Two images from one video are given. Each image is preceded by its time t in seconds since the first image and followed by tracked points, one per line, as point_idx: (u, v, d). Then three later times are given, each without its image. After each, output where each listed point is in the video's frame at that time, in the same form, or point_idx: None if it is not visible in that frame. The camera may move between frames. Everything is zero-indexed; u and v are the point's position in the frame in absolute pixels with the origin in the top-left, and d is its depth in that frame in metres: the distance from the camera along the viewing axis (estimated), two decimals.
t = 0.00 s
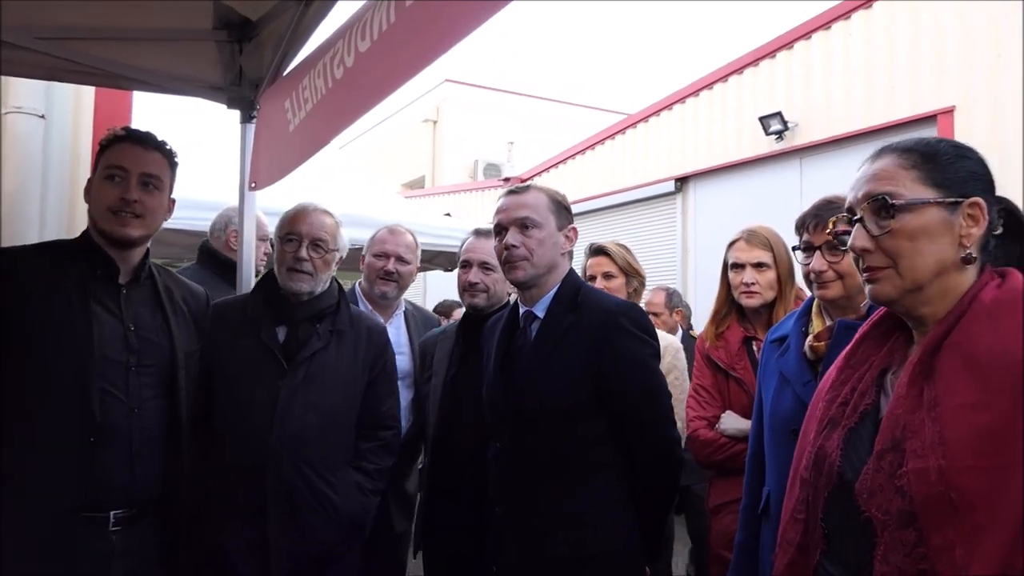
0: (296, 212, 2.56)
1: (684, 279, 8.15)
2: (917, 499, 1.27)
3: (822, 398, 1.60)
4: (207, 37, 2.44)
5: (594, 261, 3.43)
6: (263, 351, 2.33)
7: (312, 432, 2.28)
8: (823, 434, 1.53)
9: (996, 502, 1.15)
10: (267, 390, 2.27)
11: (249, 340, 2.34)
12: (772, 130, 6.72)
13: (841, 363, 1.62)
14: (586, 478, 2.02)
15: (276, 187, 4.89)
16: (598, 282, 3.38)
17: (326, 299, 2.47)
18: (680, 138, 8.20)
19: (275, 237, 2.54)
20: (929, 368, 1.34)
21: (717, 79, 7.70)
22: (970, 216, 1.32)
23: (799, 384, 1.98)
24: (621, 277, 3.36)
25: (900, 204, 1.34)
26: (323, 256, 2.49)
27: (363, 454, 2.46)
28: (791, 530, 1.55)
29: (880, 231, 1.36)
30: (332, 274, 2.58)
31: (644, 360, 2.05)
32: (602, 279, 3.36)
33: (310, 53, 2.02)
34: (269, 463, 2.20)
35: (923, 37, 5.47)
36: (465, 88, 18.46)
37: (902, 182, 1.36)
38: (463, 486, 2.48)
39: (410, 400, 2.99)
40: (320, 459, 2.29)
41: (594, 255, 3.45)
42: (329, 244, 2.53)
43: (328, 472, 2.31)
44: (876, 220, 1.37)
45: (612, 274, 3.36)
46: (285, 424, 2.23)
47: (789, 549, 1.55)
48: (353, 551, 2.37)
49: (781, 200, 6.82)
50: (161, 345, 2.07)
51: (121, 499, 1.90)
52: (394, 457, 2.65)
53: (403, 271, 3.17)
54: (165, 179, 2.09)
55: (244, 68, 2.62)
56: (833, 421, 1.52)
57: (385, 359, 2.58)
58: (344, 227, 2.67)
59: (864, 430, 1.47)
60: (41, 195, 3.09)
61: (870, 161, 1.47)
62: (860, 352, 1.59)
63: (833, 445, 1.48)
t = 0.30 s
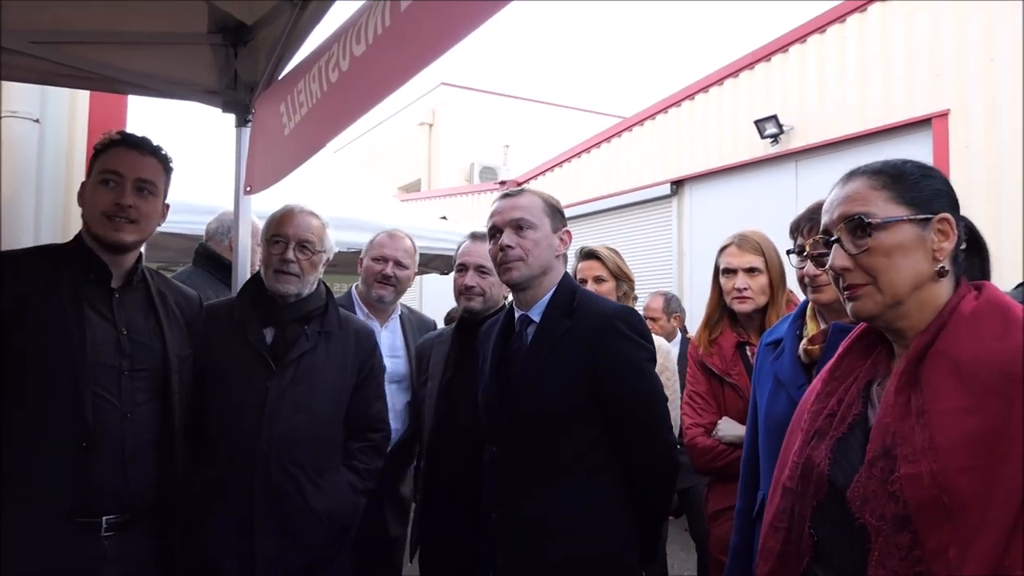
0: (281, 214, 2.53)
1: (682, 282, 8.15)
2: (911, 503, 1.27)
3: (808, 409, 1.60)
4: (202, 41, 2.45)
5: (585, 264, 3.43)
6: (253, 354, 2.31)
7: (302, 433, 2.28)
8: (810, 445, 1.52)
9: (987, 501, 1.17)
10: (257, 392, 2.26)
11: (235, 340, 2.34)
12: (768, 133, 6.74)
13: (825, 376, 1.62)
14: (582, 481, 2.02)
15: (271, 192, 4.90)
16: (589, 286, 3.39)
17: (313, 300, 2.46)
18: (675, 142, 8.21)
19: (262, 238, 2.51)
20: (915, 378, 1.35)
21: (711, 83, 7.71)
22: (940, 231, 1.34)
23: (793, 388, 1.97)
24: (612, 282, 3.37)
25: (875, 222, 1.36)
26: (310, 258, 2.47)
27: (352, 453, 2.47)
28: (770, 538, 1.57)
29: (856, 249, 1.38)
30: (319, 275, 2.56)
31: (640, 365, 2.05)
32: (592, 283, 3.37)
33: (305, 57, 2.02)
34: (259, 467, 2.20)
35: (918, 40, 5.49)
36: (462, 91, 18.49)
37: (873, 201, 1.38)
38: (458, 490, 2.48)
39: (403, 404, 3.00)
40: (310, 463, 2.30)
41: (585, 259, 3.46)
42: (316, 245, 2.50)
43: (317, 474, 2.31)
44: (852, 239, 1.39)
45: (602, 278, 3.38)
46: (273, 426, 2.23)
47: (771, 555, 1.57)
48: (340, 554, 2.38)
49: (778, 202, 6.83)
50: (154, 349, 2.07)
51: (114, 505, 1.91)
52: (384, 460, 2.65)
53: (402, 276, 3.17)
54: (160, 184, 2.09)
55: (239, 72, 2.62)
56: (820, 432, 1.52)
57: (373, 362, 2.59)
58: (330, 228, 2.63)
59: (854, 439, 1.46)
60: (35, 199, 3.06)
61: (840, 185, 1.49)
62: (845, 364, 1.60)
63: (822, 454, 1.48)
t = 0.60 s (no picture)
0: (272, 215, 2.52)
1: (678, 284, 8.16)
2: (900, 509, 1.27)
3: (800, 413, 1.59)
4: (195, 42, 2.44)
5: (578, 267, 3.43)
6: (243, 359, 2.30)
7: (295, 438, 2.28)
8: (800, 448, 1.51)
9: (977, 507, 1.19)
10: (248, 395, 2.25)
11: (225, 344, 2.32)
12: (763, 136, 6.75)
13: (819, 380, 1.61)
14: (576, 483, 2.02)
15: (264, 193, 4.88)
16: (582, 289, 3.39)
17: (304, 303, 2.45)
18: (671, 145, 8.22)
19: (253, 239, 2.50)
20: (908, 385, 1.35)
21: (707, 86, 7.72)
22: (930, 239, 1.34)
23: (787, 392, 1.97)
24: (605, 285, 3.37)
25: (861, 231, 1.37)
26: (300, 259, 2.46)
27: (344, 456, 2.47)
28: (758, 539, 1.55)
29: (843, 257, 1.39)
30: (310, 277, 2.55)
31: (633, 367, 2.05)
32: (586, 286, 3.37)
33: (300, 58, 2.02)
34: (251, 470, 2.19)
35: (912, 44, 5.51)
36: (458, 93, 18.50)
37: (861, 210, 1.39)
38: (450, 492, 2.48)
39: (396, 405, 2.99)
40: (302, 466, 2.29)
41: (578, 262, 3.46)
42: (306, 246, 2.49)
43: (309, 478, 2.30)
44: (839, 247, 1.40)
45: (596, 281, 3.37)
46: (265, 429, 2.23)
47: (757, 556, 1.55)
48: (331, 556, 2.37)
49: (773, 205, 6.84)
50: (148, 350, 2.07)
51: (105, 507, 1.91)
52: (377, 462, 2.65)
53: (401, 281, 3.17)
54: (156, 188, 2.08)
55: (233, 73, 2.62)
56: (811, 436, 1.51)
57: (364, 364, 2.58)
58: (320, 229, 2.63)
59: (846, 444, 1.46)
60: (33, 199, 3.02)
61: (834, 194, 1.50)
62: (839, 369, 1.59)
63: (812, 457, 1.47)
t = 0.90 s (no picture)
0: (267, 214, 2.52)
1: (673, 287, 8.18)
2: (888, 512, 1.28)
3: (801, 410, 1.59)
4: (191, 42, 2.44)
5: (573, 269, 3.43)
6: (236, 361, 2.28)
7: (289, 440, 2.27)
8: (798, 446, 1.52)
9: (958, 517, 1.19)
10: (241, 397, 2.24)
11: (219, 346, 2.30)
12: (758, 139, 6.78)
13: (820, 378, 1.60)
14: (572, 484, 2.01)
15: (260, 193, 4.87)
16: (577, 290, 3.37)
17: (298, 305, 2.43)
18: (666, 147, 8.24)
19: (247, 238, 2.49)
20: (904, 387, 1.35)
21: (703, 88, 7.74)
22: (914, 241, 1.35)
23: (779, 396, 1.98)
24: (599, 287, 3.37)
25: (843, 235, 1.42)
26: (294, 260, 2.45)
27: (338, 458, 2.46)
28: (757, 536, 1.54)
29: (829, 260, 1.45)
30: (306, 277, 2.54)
31: (630, 369, 2.05)
32: (580, 287, 3.36)
33: (297, 58, 2.01)
34: (244, 472, 2.18)
35: (907, 49, 5.54)
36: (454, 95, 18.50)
37: (847, 214, 1.43)
38: (445, 494, 2.47)
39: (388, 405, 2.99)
40: (296, 468, 2.28)
41: (573, 263, 3.46)
42: (300, 247, 2.48)
43: (302, 479, 2.29)
44: (826, 250, 1.46)
45: (590, 283, 3.37)
46: (259, 432, 2.22)
47: (755, 553, 1.53)
48: (325, 558, 2.36)
49: (768, 208, 6.87)
50: (143, 348, 2.05)
51: (97, 506, 1.89)
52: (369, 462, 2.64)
53: (368, 287, 3.15)
54: (153, 188, 2.07)
55: (229, 72, 2.60)
56: (810, 434, 1.52)
57: (359, 364, 2.57)
58: (315, 229, 2.62)
59: (841, 444, 1.46)
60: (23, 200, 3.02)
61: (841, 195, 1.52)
62: (842, 368, 1.58)
63: (807, 456, 1.48)
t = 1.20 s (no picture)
0: (262, 214, 2.51)
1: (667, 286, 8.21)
2: (882, 509, 1.28)
3: (807, 407, 1.60)
4: (183, 42, 2.43)
5: (570, 269, 3.44)
6: (232, 364, 2.28)
7: (282, 440, 2.26)
8: (801, 443, 1.53)
9: (954, 512, 1.19)
10: (235, 399, 2.24)
11: (215, 347, 2.30)
12: (751, 139, 6.82)
13: (824, 375, 1.61)
14: (569, 484, 2.02)
15: (255, 194, 4.86)
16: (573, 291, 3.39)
17: (293, 305, 2.43)
18: (660, 147, 8.26)
19: (242, 239, 2.49)
20: (902, 382, 1.36)
21: (696, 88, 7.76)
22: (904, 234, 1.36)
23: (755, 394, 2.00)
24: (596, 288, 3.39)
25: (838, 228, 1.44)
26: (289, 260, 2.44)
27: (334, 459, 2.45)
28: (762, 533, 1.55)
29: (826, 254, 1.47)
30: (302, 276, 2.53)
31: (626, 368, 2.06)
32: (576, 288, 3.38)
33: (290, 58, 2.00)
34: (238, 473, 2.17)
35: (899, 48, 5.57)
36: (447, 96, 18.52)
37: (843, 208, 1.45)
38: (441, 495, 2.47)
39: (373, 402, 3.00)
40: (290, 469, 2.27)
41: (570, 264, 3.46)
42: (296, 248, 2.47)
43: (297, 480, 2.28)
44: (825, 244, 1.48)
45: (587, 283, 3.38)
46: (253, 433, 2.21)
47: (761, 551, 1.54)
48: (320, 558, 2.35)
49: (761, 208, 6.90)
50: (135, 350, 2.04)
51: (89, 508, 1.89)
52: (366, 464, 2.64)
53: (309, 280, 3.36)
54: (146, 190, 2.06)
55: (222, 74, 2.59)
56: (812, 431, 1.53)
57: (355, 365, 2.56)
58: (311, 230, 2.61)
59: (840, 439, 1.47)
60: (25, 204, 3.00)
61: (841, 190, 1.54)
62: (843, 364, 1.59)
63: (809, 454, 1.49)
